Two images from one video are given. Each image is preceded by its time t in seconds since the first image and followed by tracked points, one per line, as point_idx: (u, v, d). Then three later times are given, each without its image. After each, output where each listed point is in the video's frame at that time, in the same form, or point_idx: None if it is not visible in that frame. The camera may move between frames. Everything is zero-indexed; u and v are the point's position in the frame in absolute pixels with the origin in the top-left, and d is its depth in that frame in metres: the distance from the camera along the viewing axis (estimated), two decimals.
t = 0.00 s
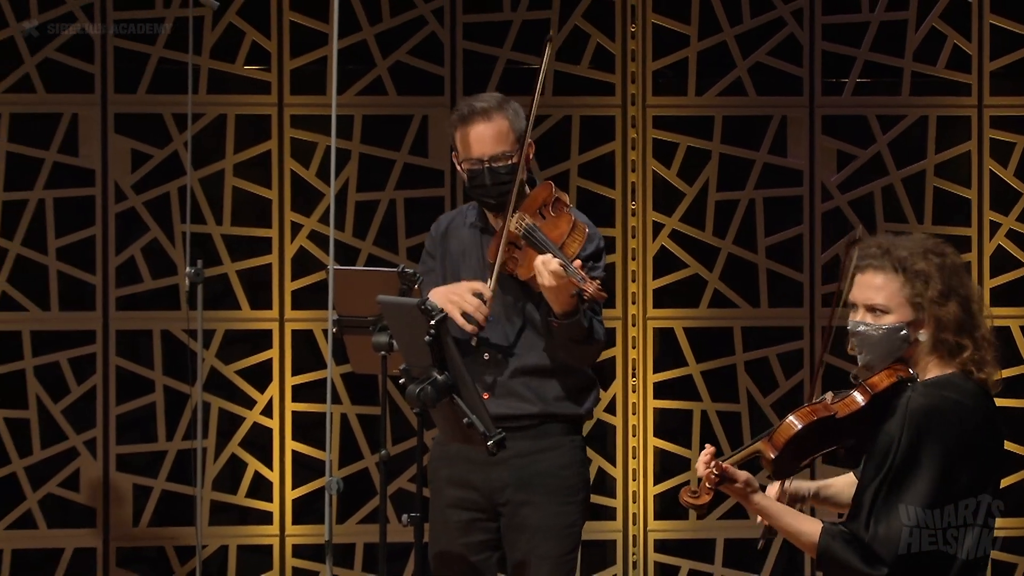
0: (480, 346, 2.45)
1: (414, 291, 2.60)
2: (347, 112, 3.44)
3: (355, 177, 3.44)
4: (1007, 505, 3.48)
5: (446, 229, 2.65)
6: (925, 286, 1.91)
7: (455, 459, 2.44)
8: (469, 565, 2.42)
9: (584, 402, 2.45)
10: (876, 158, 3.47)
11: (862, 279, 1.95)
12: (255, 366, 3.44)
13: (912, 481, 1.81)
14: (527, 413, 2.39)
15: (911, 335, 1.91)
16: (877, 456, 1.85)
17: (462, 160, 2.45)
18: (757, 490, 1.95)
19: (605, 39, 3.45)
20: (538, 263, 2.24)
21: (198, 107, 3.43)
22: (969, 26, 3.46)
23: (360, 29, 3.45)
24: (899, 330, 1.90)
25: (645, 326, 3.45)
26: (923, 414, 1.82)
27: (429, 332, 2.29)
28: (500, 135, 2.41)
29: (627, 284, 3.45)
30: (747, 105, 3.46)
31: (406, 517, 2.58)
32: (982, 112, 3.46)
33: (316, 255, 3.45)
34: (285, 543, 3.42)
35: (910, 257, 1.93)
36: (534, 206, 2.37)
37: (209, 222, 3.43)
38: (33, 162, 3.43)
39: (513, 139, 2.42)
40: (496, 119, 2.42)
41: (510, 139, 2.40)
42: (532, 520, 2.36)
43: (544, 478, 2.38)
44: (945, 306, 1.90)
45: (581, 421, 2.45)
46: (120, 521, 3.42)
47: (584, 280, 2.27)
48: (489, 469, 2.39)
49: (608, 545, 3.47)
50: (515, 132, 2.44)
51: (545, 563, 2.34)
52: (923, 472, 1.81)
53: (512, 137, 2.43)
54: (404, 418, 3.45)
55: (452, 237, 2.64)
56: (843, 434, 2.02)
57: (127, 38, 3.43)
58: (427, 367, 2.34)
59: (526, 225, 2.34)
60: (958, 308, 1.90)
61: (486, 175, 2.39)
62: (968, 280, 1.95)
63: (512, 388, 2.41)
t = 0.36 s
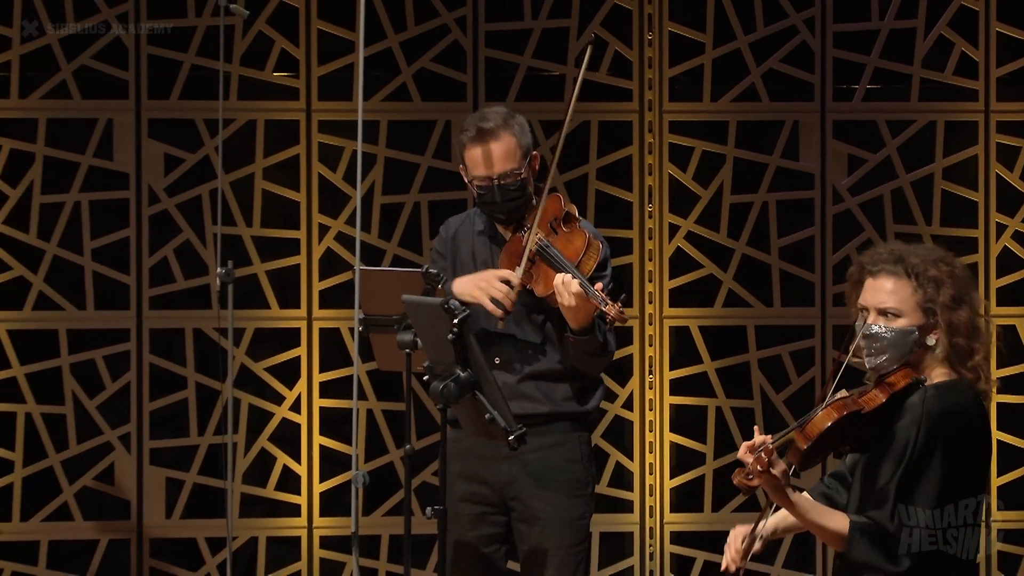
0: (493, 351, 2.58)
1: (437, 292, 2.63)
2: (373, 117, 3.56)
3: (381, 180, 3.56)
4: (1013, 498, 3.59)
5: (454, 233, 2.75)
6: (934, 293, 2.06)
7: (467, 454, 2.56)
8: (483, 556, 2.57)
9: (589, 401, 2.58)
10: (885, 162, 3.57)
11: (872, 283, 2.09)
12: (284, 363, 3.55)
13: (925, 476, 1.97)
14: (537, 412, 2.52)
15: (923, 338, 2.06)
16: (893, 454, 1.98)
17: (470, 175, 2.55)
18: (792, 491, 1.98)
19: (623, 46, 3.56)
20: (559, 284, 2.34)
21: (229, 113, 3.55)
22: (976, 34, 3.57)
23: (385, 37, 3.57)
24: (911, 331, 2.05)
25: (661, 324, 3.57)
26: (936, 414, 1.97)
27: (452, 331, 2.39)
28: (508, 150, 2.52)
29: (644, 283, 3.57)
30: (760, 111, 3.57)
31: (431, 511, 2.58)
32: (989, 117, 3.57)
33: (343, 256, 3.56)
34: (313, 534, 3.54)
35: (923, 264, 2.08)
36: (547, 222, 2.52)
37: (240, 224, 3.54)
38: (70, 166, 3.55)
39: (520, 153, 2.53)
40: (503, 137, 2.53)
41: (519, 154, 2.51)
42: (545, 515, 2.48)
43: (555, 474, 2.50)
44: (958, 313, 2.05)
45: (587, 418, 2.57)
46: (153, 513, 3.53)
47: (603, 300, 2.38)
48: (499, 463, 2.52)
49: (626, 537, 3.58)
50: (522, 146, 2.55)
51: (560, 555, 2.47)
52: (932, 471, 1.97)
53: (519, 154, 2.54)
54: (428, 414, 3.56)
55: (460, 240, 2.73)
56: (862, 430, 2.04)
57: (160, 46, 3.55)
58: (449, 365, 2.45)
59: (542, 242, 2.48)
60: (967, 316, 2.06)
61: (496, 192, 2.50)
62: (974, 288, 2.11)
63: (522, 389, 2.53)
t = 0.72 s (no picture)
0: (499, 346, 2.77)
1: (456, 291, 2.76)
2: (393, 123, 3.67)
3: (401, 183, 3.67)
4: (1016, 491, 3.69)
5: (459, 234, 2.94)
6: (861, 290, 1.86)
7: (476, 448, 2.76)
8: (493, 547, 2.76)
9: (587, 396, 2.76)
10: (891, 165, 3.68)
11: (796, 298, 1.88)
12: (308, 361, 3.67)
13: (875, 476, 1.70)
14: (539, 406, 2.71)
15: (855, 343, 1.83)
16: (840, 454, 1.74)
17: (476, 171, 2.76)
18: (732, 499, 1.85)
19: (636, 54, 3.67)
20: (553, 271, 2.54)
21: (255, 118, 3.66)
22: (980, 42, 3.68)
23: (406, 44, 3.68)
24: (841, 339, 1.81)
25: (674, 323, 3.67)
26: (879, 407, 1.72)
27: (471, 329, 2.53)
28: (511, 148, 2.72)
29: (656, 283, 3.68)
30: (770, 116, 3.67)
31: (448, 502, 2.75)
32: (992, 122, 3.67)
33: (365, 257, 3.68)
34: (336, 526, 3.65)
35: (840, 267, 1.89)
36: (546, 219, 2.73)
37: (265, 225, 3.66)
38: (101, 169, 3.66)
39: (523, 152, 2.73)
40: (508, 135, 2.73)
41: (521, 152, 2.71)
42: (550, 506, 2.66)
43: (559, 466, 2.67)
44: (884, 305, 1.85)
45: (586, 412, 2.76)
46: (181, 505, 3.64)
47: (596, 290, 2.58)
48: (504, 457, 2.71)
49: (639, 529, 3.69)
50: (525, 146, 2.76)
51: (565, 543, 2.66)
52: (886, 468, 1.70)
53: (523, 152, 2.75)
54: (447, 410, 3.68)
55: (464, 240, 2.92)
56: (808, 444, 1.84)
57: (189, 53, 3.66)
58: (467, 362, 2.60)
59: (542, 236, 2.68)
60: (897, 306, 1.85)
61: (500, 186, 2.71)
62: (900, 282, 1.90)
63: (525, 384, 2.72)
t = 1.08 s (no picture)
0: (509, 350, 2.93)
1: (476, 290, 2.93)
2: (416, 127, 3.79)
3: (424, 186, 3.78)
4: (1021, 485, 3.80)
5: (469, 243, 3.10)
6: (793, 260, 2.09)
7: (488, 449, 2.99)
8: (509, 537, 2.98)
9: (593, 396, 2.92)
10: (900, 169, 3.79)
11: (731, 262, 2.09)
12: (334, 358, 3.79)
13: (792, 435, 1.94)
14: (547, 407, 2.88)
15: (783, 307, 2.07)
16: (763, 415, 1.99)
17: (490, 176, 2.91)
18: (653, 451, 2.03)
19: (652, 61, 3.79)
20: (560, 277, 2.70)
21: (283, 123, 3.78)
22: (986, 48, 3.79)
23: (428, 51, 3.79)
24: (772, 304, 2.06)
25: (688, 321, 3.78)
26: (797, 374, 1.96)
27: (492, 326, 2.70)
28: (525, 155, 2.88)
29: (672, 283, 3.79)
30: (782, 120, 3.78)
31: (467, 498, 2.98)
32: (998, 127, 3.78)
33: (389, 257, 3.79)
34: (361, 518, 3.77)
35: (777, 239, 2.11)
36: (555, 224, 2.87)
37: (293, 227, 3.78)
38: (134, 173, 3.78)
39: (536, 160, 2.89)
40: (522, 142, 2.90)
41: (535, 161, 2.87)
42: (554, 500, 2.85)
43: (563, 463, 2.86)
44: (812, 278, 2.08)
45: (594, 411, 2.92)
46: (211, 498, 3.76)
47: (601, 292, 2.74)
48: (511, 457, 2.93)
49: (655, 521, 3.80)
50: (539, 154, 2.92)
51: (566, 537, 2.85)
52: (802, 427, 1.94)
53: (535, 159, 2.91)
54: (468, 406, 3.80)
55: (474, 248, 3.08)
56: (724, 399, 2.07)
57: (219, 60, 3.78)
58: (489, 359, 2.76)
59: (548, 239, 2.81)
60: (822, 281, 2.09)
61: (512, 190, 2.85)
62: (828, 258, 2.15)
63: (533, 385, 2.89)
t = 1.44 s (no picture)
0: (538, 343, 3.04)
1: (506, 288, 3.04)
2: (447, 130, 3.91)
3: (456, 188, 3.91)
4: None
5: (507, 239, 3.22)
6: (783, 234, 2.36)
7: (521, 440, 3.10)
8: (538, 529, 3.09)
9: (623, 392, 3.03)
10: (917, 171, 3.90)
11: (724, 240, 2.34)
12: (368, 354, 3.91)
13: (811, 400, 2.21)
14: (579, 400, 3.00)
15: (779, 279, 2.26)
16: (782, 383, 2.22)
17: (525, 177, 3.02)
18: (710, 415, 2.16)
19: (677, 66, 3.90)
20: (580, 283, 2.80)
21: (318, 127, 3.90)
22: (1001, 53, 3.90)
23: (459, 57, 3.91)
24: (767, 276, 2.24)
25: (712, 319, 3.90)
26: (807, 342, 2.23)
27: (521, 324, 2.78)
28: (557, 159, 2.97)
29: (696, 282, 3.90)
30: (803, 123, 3.90)
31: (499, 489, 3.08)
32: (1013, 130, 3.89)
33: (421, 257, 3.92)
34: (394, 509, 3.89)
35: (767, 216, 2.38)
36: (584, 227, 2.96)
37: (328, 227, 3.90)
38: (174, 175, 3.90)
39: (569, 163, 2.98)
40: (556, 144, 2.99)
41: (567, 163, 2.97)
42: (586, 490, 2.99)
43: (597, 455, 2.99)
44: (802, 250, 2.34)
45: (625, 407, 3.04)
46: (249, 490, 3.88)
47: (621, 299, 2.84)
48: (544, 448, 3.05)
49: (679, 513, 3.91)
50: (572, 157, 3.01)
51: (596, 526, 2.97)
52: (816, 392, 2.22)
53: (569, 161, 3.00)
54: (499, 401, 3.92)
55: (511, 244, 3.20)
56: (742, 365, 2.28)
57: (256, 66, 3.90)
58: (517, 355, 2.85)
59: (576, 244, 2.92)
60: (811, 252, 2.35)
61: (546, 193, 2.96)
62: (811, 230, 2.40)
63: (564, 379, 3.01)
